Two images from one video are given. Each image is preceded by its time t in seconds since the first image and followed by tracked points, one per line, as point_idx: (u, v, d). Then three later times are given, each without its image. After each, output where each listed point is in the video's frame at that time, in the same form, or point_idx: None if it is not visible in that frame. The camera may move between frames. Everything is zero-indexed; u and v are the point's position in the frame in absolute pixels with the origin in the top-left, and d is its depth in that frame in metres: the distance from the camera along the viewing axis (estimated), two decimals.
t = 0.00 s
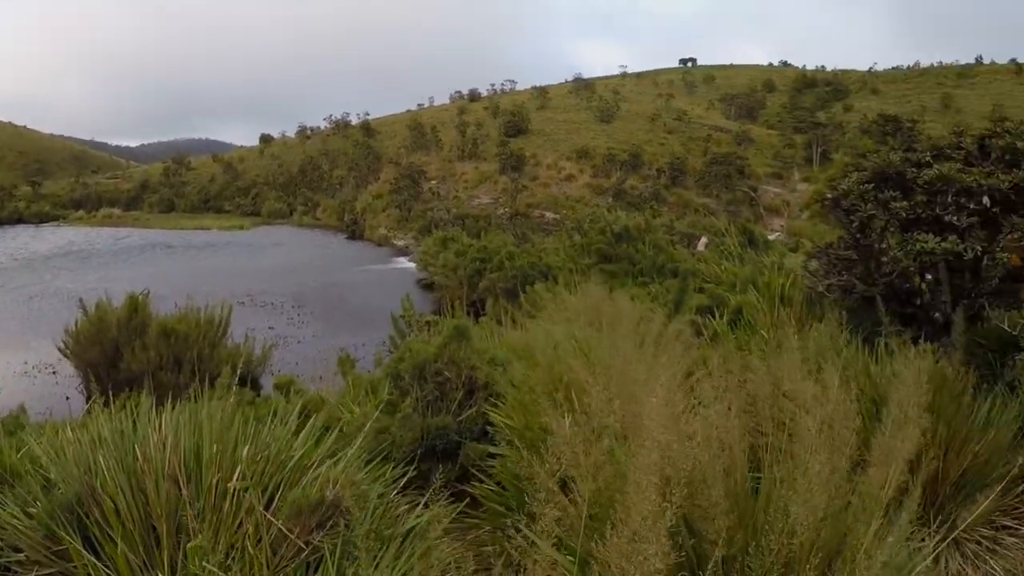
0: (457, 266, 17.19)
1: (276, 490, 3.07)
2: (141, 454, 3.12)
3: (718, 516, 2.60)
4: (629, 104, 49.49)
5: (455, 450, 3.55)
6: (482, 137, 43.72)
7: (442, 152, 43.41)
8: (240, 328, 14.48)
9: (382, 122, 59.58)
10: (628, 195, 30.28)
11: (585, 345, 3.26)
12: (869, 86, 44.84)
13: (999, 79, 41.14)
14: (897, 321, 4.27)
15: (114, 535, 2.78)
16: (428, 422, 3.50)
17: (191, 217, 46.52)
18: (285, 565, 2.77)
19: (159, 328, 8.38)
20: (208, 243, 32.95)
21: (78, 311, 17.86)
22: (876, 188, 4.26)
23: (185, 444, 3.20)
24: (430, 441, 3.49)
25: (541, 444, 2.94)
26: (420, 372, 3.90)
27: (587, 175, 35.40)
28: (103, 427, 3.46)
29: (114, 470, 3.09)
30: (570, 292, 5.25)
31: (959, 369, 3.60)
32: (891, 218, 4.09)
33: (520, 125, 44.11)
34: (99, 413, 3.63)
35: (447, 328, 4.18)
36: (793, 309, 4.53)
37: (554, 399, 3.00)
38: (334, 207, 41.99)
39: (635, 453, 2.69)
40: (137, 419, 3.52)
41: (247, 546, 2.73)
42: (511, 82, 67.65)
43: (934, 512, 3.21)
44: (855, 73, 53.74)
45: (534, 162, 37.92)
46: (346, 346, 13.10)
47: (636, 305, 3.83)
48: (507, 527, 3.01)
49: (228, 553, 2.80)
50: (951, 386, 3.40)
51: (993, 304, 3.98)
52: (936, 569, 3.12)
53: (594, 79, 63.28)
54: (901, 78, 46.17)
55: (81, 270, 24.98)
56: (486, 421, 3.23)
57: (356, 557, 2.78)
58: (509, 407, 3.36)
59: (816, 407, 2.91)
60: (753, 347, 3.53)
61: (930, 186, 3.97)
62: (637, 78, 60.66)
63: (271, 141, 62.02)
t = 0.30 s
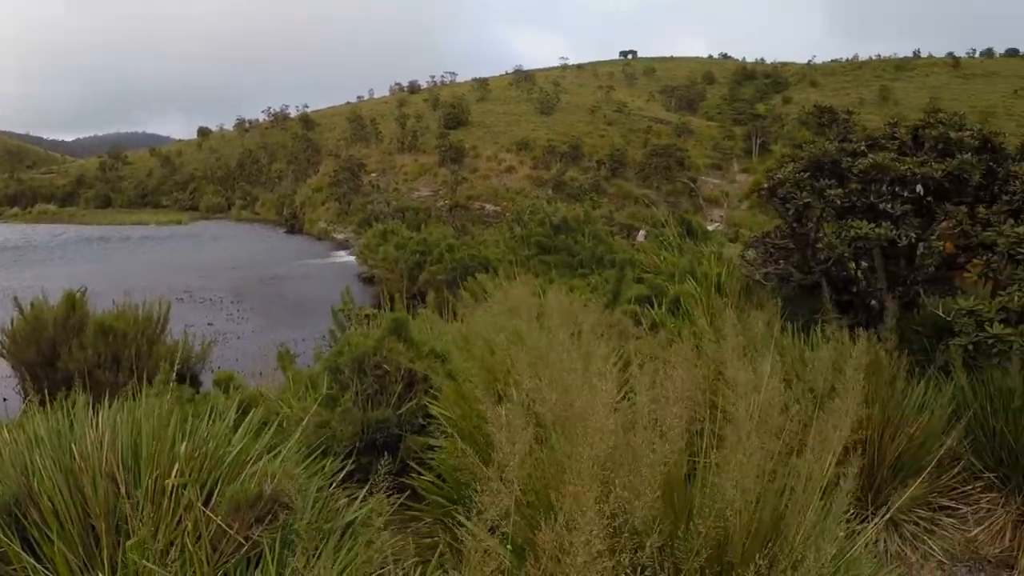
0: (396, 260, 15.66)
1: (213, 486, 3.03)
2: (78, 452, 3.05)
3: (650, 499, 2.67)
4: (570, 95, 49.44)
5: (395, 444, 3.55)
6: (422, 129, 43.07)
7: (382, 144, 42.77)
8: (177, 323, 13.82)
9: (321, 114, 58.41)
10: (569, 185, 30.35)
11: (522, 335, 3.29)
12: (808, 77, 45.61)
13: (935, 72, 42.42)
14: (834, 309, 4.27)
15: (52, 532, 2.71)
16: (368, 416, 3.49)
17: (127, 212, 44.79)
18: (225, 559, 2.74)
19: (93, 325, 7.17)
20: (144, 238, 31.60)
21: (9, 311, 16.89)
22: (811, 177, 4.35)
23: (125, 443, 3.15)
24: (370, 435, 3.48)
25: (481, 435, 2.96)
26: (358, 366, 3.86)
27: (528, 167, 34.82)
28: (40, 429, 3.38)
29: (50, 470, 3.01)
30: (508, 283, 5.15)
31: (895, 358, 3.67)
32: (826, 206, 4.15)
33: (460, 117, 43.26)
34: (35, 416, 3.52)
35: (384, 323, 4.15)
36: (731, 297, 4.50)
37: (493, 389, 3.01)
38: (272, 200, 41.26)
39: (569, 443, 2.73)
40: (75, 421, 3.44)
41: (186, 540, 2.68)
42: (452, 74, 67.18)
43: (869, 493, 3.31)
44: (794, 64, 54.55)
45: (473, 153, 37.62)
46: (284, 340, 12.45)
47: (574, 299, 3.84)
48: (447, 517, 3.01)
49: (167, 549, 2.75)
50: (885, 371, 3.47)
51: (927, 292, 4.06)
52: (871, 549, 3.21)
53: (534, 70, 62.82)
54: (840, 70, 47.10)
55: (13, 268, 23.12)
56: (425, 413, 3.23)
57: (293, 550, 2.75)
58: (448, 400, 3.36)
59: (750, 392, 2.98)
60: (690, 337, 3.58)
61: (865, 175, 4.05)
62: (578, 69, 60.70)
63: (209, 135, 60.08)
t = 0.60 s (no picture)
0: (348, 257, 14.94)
1: (165, 486, 3.00)
2: (25, 456, 2.97)
3: (598, 488, 2.69)
4: (520, 89, 49.25)
5: (348, 441, 3.56)
6: (372, 124, 42.48)
7: (332, 139, 41.98)
8: (127, 324, 13.42)
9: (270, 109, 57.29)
10: (519, 180, 30.46)
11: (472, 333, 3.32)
12: (759, 71, 46.25)
13: (883, 66, 43.48)
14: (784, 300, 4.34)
15: None
16: (320, 413, 3.49)
17: (75, 210, 43.18)
18: (178, 559, 2.70)
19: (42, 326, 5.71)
20: (91, 237, 30.50)
21: None
22: (761, 170, 4.45)
23: (74, 445, 3.08)
24: (322, 432, 3.48)
25: (431, 431, 2.95)
26: (310, 364, 3.84)
27: (478, 161, 34.90)
28: None
29: None
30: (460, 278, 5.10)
31: (844, 346, 3.73)
32: (775, 199, 4.24)
33: (410, 112, 43.11)
34: None
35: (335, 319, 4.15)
36: (681, 291, 4.53)
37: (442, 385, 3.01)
38: (223, 198, 39.56)
39: (518, 434, 2.74)
40: (24, 424, 3.36)
41: (136, 541, 2.64)
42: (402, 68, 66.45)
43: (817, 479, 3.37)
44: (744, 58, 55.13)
45: (424, 148, 37.28)
46: (235, 339, 12.15)
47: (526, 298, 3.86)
48: (399, 513, 3.01)
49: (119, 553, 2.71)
50: (831, 361, 3.53)
51: (875, 282, 4.16)
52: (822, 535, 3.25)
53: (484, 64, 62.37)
54: (791, 64, 47.86)
55: None
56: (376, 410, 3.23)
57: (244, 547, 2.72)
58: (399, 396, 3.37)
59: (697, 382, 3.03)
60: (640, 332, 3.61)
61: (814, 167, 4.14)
62: (528, 64, 60.62)
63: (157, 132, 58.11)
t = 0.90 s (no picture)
0: (305, 255, 14.89)
1: (124, 488, 2.97)
2: None
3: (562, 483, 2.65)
4: (477, 86, 49.24)
5: (308, 440, 3.58)
6: (330, 122, 42.12)
7: (289, 138, 41.33)
8: (85, 326, 13.19)
9: (226, 108, 56.47)
10: (477, 176, 30.68)
11: (432, 332, 3.32)
12: (716, 67, 46.84)
13: (839, 61, 44.34)
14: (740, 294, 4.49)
15: None
16: (278, 413, 3.50)
17: (29, 211, 41.92)
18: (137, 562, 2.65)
19: None
20: (48, 239, 29.70)
21: None
22: (716, 164, 4.49)
23: (31, 446, 3.02)
24: (282, 432, 3.50)
25: (392, 431, 2.93)
26: (270, 363, 3.85)
27: (436, 158, 34.95)
28: None
29: None
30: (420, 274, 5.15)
31: (801, 340, 3.78)
32: (730, 192, 4.30)
33: (367, 110, 42.90)
34: None
35: (294, 317, 4.20)
36: (639, 286, 4.62)
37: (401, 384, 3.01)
38: (179, 197, 39.14)
39: (479, 428, 2.72)
40: None
41: (95, 543, 2.60)
42: (358, 66, 66.00)
43: (778, 469, 3.40)
44: (700, 54, 55.82)
45: (382, 146, 37.19)
46: (195, 340, 12.03)
47: (484, 297, 3.90)
48: (361, 511, 3.03)
49: (81, 554, 2.67)
50: (790, 352, 3.54)
51: (831, 274, 4.25)
52: (782, 526, 3.28)
53: (440, 61, 61.95)
54: (747, 60, 48.57)
55: None
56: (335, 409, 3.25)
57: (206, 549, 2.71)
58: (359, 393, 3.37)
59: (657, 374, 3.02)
60: (599, 331, 3.65)
61: (768, 161, 4.19)
62: (485, 60, 60.67)
63: (111, 133, 56.73)
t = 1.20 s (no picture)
0: (270, 255, 14.80)
1: (91, 491, 2.95)
2: None
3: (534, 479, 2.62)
4: (441, 84, 49.12)
5: (276, 439, 3.62)
6: (295, 121, 41.74)
7: (254, 137, 40.91)
8: (49, 329, 13.01)
9: (189, 108, 55.70)
10: (443, 175, 30.77)
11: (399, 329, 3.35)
12: (680, 64, 47.24)
13: (801, 56, 44.84)
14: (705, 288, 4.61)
15: None
16: (245, 413, 3.54)
17: None
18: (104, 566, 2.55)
19: None
20: (11, 241, 29.08)
21: None
22: (679, 159, 4.57)
23: None
24: (249, 431, 3.54)
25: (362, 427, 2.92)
26: (236, 363, 3.92)
27: (401, 156, 34.95)
28: None
29: None
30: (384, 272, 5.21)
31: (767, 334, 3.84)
32: (694, 187, 4.38)
33: (331, 108, 42.54)
34: None
35: (260, 317, 4.27)
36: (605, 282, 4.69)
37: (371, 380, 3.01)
38: (144, 197, 38.79)
39: (449, 424, 2.69)
40: None
41: (62, 548, 2.56)
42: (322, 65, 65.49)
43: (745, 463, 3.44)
44: (665, 51, 56.13)
45: (348, 144, 36.99)
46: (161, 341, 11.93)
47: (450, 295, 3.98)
48: (329, 509, 3.03)
49: (48, 560, 2.63)
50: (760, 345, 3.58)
51: (795, 268, 4.34)
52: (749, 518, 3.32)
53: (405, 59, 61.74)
54: (711, 56, 48.96)
55: None
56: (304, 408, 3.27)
57: (177, 550, 2.68)
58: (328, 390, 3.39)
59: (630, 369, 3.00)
60: (567, 324, 3.70)
61: (732, 157, 4.27)
62: (449, 58, 60.53)
63: (72, 135, 55.67)
